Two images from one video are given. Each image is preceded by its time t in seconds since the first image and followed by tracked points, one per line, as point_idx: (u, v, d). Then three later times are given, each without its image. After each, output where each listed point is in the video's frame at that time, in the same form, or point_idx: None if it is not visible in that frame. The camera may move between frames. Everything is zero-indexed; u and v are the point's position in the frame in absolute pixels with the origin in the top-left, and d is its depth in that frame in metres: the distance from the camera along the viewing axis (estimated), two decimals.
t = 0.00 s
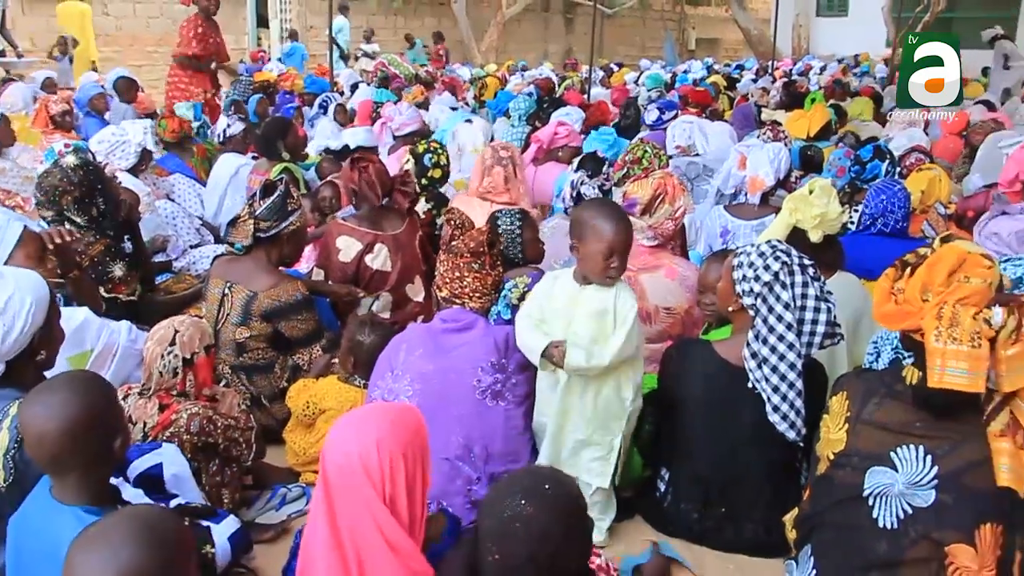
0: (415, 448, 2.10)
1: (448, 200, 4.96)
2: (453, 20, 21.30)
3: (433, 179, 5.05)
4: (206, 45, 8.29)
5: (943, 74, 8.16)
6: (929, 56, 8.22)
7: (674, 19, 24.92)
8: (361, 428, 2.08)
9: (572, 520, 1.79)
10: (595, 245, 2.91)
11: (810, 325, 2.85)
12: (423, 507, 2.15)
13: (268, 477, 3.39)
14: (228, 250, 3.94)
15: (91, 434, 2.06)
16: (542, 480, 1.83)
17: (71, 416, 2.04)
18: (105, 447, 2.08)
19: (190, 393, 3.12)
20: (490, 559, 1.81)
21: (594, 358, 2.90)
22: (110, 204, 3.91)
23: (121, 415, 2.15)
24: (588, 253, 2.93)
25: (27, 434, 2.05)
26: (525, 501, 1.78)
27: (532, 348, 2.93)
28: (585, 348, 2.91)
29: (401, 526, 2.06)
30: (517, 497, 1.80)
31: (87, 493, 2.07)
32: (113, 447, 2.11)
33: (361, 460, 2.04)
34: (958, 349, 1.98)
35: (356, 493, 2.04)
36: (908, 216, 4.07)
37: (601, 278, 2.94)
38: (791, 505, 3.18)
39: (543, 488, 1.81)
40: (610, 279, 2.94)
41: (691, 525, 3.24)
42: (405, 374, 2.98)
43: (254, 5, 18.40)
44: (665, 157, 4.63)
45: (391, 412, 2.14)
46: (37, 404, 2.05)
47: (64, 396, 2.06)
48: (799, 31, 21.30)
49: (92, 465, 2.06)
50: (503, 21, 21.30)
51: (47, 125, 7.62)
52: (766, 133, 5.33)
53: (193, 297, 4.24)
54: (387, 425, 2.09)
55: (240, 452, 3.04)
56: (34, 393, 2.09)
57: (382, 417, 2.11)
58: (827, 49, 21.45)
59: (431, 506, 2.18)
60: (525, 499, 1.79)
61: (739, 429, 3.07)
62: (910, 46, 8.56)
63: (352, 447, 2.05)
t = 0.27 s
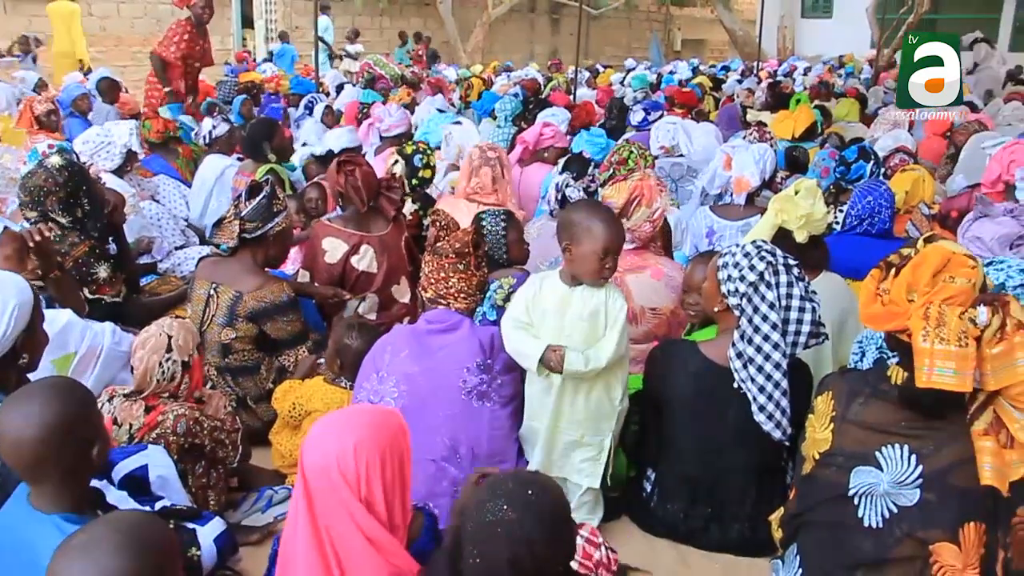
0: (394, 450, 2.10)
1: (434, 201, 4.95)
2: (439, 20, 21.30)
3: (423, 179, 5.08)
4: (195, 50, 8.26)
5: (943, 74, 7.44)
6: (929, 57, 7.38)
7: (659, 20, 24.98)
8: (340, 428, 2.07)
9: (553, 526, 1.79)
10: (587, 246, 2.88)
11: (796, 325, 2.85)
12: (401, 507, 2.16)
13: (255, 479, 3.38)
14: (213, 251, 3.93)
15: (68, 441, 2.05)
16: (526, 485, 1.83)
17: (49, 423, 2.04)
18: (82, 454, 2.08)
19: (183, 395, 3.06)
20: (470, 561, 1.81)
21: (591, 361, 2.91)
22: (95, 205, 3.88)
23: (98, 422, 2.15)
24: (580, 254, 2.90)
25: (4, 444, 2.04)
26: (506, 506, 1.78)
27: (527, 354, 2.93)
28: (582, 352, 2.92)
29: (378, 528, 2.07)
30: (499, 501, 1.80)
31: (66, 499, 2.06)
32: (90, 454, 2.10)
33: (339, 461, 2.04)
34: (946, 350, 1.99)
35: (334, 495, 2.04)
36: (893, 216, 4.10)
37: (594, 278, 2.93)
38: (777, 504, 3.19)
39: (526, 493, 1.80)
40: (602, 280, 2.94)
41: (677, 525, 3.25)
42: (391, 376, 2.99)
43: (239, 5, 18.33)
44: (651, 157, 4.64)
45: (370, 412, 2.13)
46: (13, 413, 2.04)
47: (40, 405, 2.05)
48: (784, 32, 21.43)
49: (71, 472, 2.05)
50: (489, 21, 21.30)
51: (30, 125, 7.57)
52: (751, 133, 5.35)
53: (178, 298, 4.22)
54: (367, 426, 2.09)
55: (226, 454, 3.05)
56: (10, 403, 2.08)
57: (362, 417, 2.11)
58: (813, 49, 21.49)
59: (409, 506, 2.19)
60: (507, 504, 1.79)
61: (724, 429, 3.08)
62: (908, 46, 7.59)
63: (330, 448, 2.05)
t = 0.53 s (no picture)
0: (379, 452, 2.10)
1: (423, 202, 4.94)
2: (428, 21, 21.28)
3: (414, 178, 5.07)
4: (184, 53, 8.21)
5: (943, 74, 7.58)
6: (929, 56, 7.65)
7: (647, 21, 25.02)
8: (325, 431, 2.07)
9: (550, 539, 1.84)
10: (576, 247, 2.88)
11: (786, 324, 2.88)
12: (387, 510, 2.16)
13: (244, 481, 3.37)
14: (201, 252, 3.92)
15: (47, 447, 2.05)
16: (527, 497, 1.88)
17: (25, 429, 2.03)
18: (60, 462, 2.08)
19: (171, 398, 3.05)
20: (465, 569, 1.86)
21: (582, 363, 2.92)
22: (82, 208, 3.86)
23: (76, 428, 2.15)
24: (569, 256, 2.91)
25: None
26: (504, 517, 1.84)
27: (522, 355, 2.92)
28: (572, 355, 2.93)
29: (363, 531, 2.07)
30: (496, 510, 1.86)
31: (44, 508, 2.07)
32: (66, 461, 2.11)
33: (323, 464, 2.04)
34: (936, 349, 2.01)
35: (318, 497, 2.04)
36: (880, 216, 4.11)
37: (582, 280, 2.94)
38: (765, 503, 3.20)
39: (526, 505, 1.86)
40: (590, 281, 2.94)
41: (666, 524, 3.26)
42: (378, 377, 2.98)
43: (227, 6, 18.24)
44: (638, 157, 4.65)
45: (356, 414, 2.13)
46: None
47: (18, 411, 2.04)
48: (772, 33, 21.55)
49: (47, 477, 2.06)
50: (477, 22, 21.28)
51: (16, 126, 7.52)
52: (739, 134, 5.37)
53: (165, 300, 4.21)
54: (352, 428, 2.08)
55: (214, 455, 3.04)
56: None
57: (347, 419, 2.11)
58: (802, 49, 21.54)
59: (396, 509, 2.19)
60: (504, 515, 1.85)
61: (713, 429, 3.09)
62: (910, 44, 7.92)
63: (314, 450, 2.04)
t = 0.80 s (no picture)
0: (368, 456, 2.10)
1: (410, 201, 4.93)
2: (415, 22, 21.27)
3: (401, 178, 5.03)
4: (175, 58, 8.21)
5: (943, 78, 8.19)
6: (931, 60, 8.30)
7: (635, 21, 25.08)
8: (313, 433, 2.07)
9: (544, 536, 1.85)
10: (559, 255, 2.88)
11: (778, 323, 2.90)
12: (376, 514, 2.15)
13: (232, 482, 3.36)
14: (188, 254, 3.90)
15: (29, 452, 2.06)
16: (519, 496, 1.87)
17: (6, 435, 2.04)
18: (41, 466, 2.09)
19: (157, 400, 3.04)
20: (457, 564, 1.88)
21: (565, 375, 2.93)
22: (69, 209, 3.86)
23: (57, 434, 2.16)
24: (552, 262, 2.91)
25: None
26: (496, 517, 1.83)
27: (506, 358, 2.92)
28: (555, 364, 2.94)
29: (350, 534, 2.06)
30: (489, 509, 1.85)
31: (28, 512, 2.06)
32: (48, 466, 2.11)
33: (310, 467, 2.03)
34: (970, 345, 2.03)
35: (306, 500, 2.03)
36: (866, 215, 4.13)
37: (564, 287, 2.94)
38: (753, 502, 3.21)
39: (517, 504, 1.85)
40: (575, 288, 2.93)
41: (655, 524, 3.26)
42: (366, 378, 2.98)
43: (214, 6, 18.18)
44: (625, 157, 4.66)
45: (345, 417, 2.13)
46: None
47: None
48: (759, 33, 21.64)
49: (30, 480, 2.06)
50: (465, 23, 21.26)
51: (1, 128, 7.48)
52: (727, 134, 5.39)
53: (151, 302, 4.21)
54: (342, 431, 2.08)
55: (201, 457, 3.03)
56: None
57: (336, 422, 2.10)
58: (789, 50, 21.61)
59: (385, 513, 2.18)
60: (496, 516, 1.84)
61: (702, 428, 3.10)
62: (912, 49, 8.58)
63: (303, 453, 2.04)
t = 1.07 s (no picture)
0: (349, 460, 2.09)
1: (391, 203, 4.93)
2: (396, 23, 21.23)
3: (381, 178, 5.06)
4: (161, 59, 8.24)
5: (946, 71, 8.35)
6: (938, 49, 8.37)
7: (616, 22, 25.10)
8: (294, 436, 2.07)
9: (539, 532, 1.89)
10: (529, 256, 2.89)
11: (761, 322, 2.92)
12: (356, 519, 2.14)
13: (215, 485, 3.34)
14: (168, 256, 3.88)
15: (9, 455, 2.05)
16: (515, 492, 1.91)
17: None
18: (21, 469, 2.07)
19: (127, 402, 2.93)
20: (457, 563, 1.91)
21: (529, 380, 2.93)
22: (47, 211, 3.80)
23: (37, 437, 2.14)
24: (523, 263, 2.93)
25: None
26: (495, 515, 1.87)
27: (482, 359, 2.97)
28: (522, 369, 2.94)
29: (331, 539, 2.05)
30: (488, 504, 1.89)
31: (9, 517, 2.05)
32: (28, 469, 2.09)
33: (290, 469, 2.02)
34: (989, 324, 2.11)
35: (286, 503, 2.02)
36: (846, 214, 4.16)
37: (534, 289, 2.94)
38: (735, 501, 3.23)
39: (515, 500, 1.89)
40: (548, 292, 2.95)
41: (639, 523, 3.27)
42: (348, 381, 2.98)
43: (193, 7, 18.08)
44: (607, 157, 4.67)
45: (326, 421, 2.13)
46: None
47: None
48: (740, 33, 21.72)
49: (11, 484, 2.05)
50: (446, 24, 21.22)
51: None
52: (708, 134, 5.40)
53: (132, 305, 4.19)
54: (324, 433, 2.08)
55: (181, 461, 2.99)
56: None
57: (317, 426, 2.10)
58: (769, 50, 21.66)
59: (366, 519, 2.17)
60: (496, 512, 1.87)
61: (685, 428, 3.11)
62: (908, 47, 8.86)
63: (282, 455, 2.04)
